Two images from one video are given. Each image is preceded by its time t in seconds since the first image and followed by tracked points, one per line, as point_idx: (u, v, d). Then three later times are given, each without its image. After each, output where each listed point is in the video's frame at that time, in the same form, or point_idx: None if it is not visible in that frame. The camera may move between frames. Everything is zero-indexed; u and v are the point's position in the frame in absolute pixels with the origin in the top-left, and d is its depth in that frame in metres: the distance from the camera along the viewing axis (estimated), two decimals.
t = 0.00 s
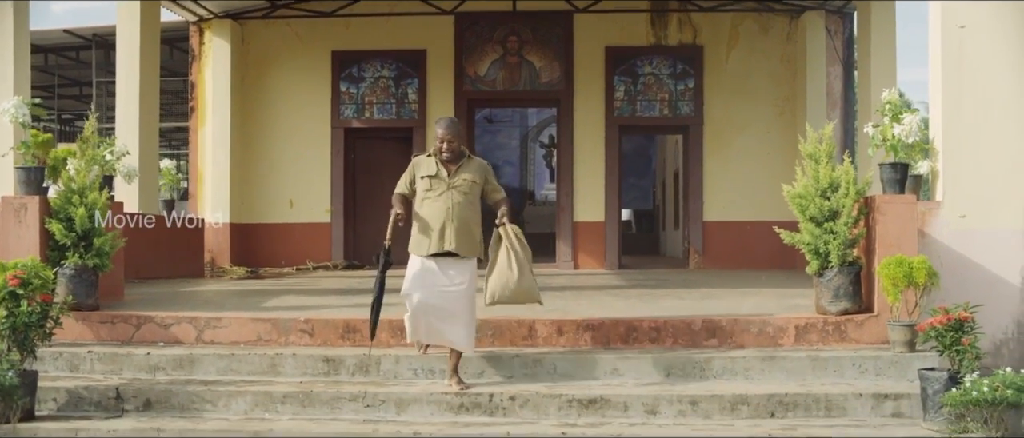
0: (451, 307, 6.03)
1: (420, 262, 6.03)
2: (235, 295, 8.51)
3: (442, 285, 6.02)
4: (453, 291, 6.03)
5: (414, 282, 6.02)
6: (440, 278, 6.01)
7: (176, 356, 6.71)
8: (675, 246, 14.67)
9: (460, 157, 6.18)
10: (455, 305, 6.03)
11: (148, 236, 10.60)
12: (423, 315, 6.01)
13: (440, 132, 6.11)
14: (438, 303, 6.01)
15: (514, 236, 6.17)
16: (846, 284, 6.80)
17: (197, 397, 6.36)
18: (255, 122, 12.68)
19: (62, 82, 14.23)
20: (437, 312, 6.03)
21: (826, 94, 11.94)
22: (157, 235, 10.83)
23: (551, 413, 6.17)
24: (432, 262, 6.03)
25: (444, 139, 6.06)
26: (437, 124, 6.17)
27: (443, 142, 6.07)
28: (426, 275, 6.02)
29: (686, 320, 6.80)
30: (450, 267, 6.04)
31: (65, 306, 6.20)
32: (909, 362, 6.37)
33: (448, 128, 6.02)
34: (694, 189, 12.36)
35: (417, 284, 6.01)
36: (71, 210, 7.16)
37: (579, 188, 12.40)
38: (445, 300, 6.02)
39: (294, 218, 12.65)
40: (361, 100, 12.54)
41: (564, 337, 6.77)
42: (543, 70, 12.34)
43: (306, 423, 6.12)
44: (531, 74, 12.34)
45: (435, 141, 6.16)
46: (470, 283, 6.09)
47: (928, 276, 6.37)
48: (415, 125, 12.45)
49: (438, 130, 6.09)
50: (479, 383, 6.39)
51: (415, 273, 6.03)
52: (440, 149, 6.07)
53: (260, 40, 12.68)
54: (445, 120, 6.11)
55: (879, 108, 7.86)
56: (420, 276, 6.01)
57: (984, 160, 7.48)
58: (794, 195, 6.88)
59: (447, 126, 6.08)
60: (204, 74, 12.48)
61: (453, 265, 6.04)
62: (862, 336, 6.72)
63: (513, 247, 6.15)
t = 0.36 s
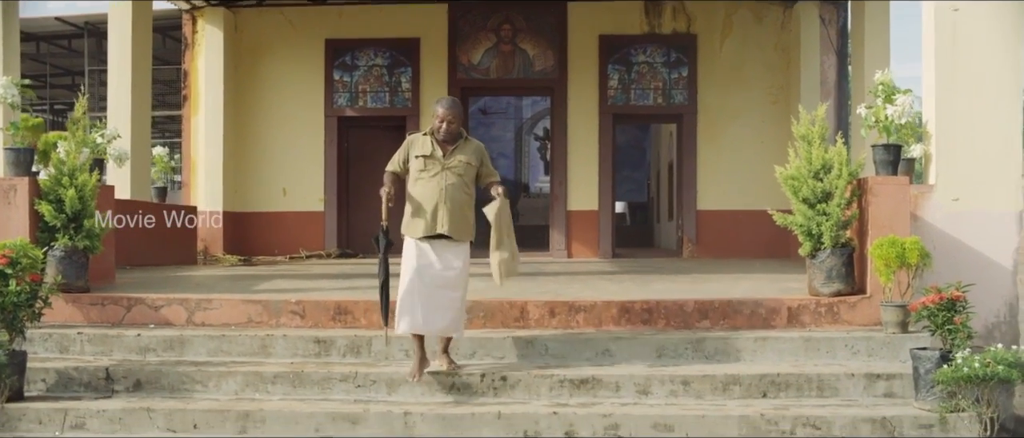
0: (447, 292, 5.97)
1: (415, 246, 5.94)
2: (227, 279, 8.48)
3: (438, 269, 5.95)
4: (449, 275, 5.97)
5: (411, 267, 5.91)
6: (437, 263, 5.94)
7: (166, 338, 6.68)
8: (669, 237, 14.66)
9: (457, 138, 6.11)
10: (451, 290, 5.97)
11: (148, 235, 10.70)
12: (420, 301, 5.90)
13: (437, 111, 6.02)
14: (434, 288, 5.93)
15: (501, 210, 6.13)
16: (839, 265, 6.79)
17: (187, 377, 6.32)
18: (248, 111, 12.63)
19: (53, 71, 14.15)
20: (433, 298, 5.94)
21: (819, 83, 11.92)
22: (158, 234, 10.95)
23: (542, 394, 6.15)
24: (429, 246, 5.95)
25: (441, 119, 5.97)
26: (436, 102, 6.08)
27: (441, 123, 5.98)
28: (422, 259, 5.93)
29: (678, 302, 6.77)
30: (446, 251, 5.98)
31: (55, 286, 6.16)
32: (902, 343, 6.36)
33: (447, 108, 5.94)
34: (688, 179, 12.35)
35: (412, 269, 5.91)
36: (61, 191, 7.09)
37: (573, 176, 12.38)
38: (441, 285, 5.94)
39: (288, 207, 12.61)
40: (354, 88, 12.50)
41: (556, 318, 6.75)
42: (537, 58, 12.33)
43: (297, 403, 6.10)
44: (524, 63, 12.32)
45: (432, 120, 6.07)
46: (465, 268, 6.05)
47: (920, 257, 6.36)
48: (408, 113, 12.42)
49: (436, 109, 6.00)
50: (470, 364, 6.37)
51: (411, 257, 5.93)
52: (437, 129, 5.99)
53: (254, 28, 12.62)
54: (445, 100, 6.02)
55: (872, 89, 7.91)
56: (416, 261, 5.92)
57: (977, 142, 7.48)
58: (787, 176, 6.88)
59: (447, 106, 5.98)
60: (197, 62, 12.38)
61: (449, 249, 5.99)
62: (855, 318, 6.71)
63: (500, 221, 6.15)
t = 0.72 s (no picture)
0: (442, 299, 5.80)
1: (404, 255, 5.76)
2: (216, 264, 8.45)
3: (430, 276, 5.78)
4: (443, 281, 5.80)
5: (401, 278, 5.74)
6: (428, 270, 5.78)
7: (154, 319, 6.65)
8: (660, 229, 14.66)
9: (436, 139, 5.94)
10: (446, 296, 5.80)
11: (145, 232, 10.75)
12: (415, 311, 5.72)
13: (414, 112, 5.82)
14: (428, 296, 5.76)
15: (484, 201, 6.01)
16: (829, 247, 6.79)
17: (175, 358, 6.29)
18: (239, 101, 12.56)
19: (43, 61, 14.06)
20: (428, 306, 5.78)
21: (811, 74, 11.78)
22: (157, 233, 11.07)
23: (532, 375, 6.13)
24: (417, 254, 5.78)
25: (419, 120, 5.78)
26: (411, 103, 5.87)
27: (419, 124, 5.78)
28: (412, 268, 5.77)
29: (668, 284, 6.76)
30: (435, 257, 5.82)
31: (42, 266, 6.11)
32: (891, 324, 6.35)
33: (424, 108, 5.75)
34: (679, 169, 12.34)
35: (404, 279, 5.74)
36: (48, 173, 7.04)
37: (564, 166, 12.38)
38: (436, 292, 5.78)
39: (279, 197, 12.57)
40: (346, 78, 12.45)
41: (546, 301, 6.73)
42: (529, 48, 12.31)
43: (285, 384, 6.08)
44: (516, 52, 12.31)
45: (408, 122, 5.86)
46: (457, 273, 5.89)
47: (910, 238, 6.36)
48: (400, 103, 12.39)
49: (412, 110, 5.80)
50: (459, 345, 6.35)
51: (401, 268, 5.76)
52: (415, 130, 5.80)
53: (245, 18, 12.56)
54: (421, 99, 5.82)
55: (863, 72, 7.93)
56: (406, 271, 5.75)
57: (968, 128, 7.47)
58: (777, 159, 6.88)
59: (423, 106, 5.79)
60: (188, 52, 12.25)
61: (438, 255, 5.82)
62: (845, 300, 6.71)
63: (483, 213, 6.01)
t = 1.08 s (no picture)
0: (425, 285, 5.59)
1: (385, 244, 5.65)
2: (208, 253, 8.42)
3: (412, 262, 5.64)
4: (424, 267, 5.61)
5: (383, 268, 5.65)
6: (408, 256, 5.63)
7: (145, 305, 6.62)
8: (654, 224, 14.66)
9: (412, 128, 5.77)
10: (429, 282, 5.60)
11: (145, 232, 10.89)
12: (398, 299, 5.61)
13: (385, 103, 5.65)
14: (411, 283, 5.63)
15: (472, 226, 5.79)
16: (821, 233, 6.79)
17: (164, 343, 6.27)
18: (232, 95, 12.54)
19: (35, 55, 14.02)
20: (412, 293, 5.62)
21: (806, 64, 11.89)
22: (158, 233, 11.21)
23: (522, 359, 6.11)
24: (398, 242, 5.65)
25: (392, 110, 5.61)
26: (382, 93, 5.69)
27: (391, 113, 5.60)
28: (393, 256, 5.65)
29: (660, 269, 6.75)
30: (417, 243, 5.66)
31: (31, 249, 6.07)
32: (883, 309, 6.34)
33: (394, 98, 5.58)
34: (673, 162, 12.32)
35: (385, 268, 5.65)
36: (38, 159, 7.01)
37: (558, 160, 12.37)
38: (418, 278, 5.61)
39: (273, 191, 12.55)
40: (340, 71, 12.43)
41: (537, 286, 6.71)
42: (522, 42, 12.30)
43: (275, 368, 6.06)
44: (510, 46, 12.29)
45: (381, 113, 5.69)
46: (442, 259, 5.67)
47: (901, 224, 6.36)
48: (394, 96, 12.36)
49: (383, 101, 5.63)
50: (449, 330, 6.33)
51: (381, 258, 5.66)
52: (388, 121, 5.63)
53: (239, 12, 12.54)
54: (391, 88, 5.65)
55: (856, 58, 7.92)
56: (387, 259, 5.65)
57: (960, 114, 7.49)
58: (769, 144, 6.88)
59: (394, 95, 5.61)
60: (181, 46, 12.23)
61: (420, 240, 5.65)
62: (836, 286, 6.69)
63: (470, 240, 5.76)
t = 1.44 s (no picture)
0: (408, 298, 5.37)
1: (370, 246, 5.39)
2: (202, 243, 8.41)
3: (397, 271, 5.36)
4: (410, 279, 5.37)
5: (365, 271, 5.39)
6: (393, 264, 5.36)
7: (137, 292, 6.61)
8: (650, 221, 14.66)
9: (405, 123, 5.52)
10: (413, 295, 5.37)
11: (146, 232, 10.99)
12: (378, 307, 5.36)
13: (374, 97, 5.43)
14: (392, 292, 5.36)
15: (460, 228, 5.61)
16: (815, 221, 6.78)
17: (157, 329, 6.25)
18: (228, 90, 12.52)
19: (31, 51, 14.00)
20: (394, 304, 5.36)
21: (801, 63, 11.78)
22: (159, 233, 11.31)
23: (515, 345, 6.11)
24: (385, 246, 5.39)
25: (381, 103, 5.39)
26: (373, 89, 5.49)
27: (381, 108, 5.38)
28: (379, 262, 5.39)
29: (653, 257, 6.74)
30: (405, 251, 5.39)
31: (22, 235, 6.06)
32: (877, 295, 6.34)
33: (382, 92, 5.39)
34: (669, 158, 12.31)
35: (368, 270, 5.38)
36: (30, 146, 7.00)
37: (554, 155, 12.37)
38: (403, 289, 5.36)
39: (268, 186, 12.53)
40: (335, 67, 12.43)
41: (530, 273, 6.71)
42: (518, 37, 12.31)
43: (268, 354, 6.05)
44: (505, 41, 12.31)
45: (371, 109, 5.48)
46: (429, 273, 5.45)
47: (895, 210, 6.35)
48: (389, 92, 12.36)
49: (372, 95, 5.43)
50: (442, 317, 6.31)
51: (365, 260, 5.41)
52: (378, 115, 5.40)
53: (234, 7, 12.51)
54: (380, 82, 5.44)
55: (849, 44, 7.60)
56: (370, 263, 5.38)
57: (956, 102, 7.49)
58: (762, 132, 6.88)
59: (384, 88, 5.41)
60: (176, 41, 12.21)
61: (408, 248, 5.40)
62: (830, 274, 6.69)
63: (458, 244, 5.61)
